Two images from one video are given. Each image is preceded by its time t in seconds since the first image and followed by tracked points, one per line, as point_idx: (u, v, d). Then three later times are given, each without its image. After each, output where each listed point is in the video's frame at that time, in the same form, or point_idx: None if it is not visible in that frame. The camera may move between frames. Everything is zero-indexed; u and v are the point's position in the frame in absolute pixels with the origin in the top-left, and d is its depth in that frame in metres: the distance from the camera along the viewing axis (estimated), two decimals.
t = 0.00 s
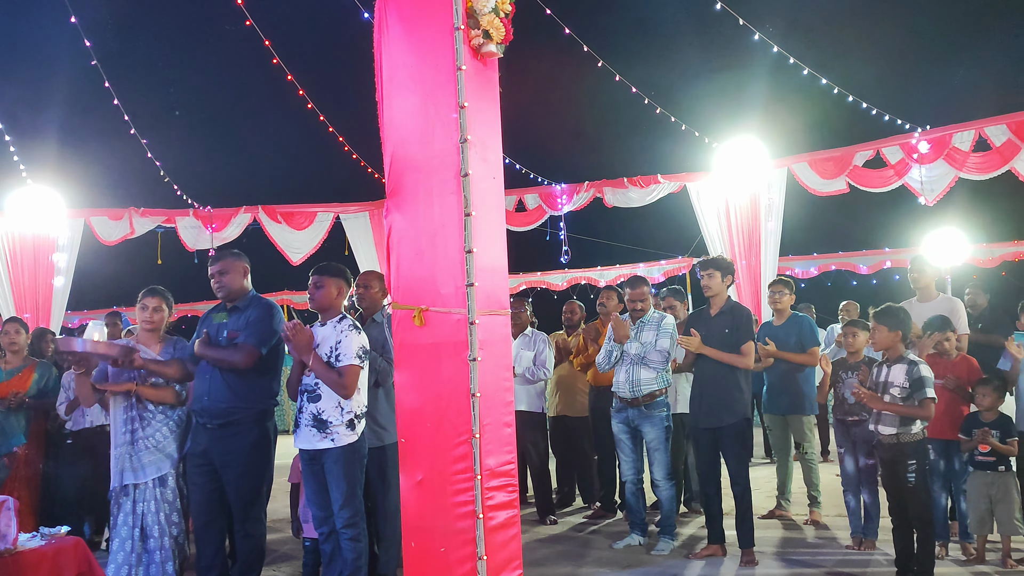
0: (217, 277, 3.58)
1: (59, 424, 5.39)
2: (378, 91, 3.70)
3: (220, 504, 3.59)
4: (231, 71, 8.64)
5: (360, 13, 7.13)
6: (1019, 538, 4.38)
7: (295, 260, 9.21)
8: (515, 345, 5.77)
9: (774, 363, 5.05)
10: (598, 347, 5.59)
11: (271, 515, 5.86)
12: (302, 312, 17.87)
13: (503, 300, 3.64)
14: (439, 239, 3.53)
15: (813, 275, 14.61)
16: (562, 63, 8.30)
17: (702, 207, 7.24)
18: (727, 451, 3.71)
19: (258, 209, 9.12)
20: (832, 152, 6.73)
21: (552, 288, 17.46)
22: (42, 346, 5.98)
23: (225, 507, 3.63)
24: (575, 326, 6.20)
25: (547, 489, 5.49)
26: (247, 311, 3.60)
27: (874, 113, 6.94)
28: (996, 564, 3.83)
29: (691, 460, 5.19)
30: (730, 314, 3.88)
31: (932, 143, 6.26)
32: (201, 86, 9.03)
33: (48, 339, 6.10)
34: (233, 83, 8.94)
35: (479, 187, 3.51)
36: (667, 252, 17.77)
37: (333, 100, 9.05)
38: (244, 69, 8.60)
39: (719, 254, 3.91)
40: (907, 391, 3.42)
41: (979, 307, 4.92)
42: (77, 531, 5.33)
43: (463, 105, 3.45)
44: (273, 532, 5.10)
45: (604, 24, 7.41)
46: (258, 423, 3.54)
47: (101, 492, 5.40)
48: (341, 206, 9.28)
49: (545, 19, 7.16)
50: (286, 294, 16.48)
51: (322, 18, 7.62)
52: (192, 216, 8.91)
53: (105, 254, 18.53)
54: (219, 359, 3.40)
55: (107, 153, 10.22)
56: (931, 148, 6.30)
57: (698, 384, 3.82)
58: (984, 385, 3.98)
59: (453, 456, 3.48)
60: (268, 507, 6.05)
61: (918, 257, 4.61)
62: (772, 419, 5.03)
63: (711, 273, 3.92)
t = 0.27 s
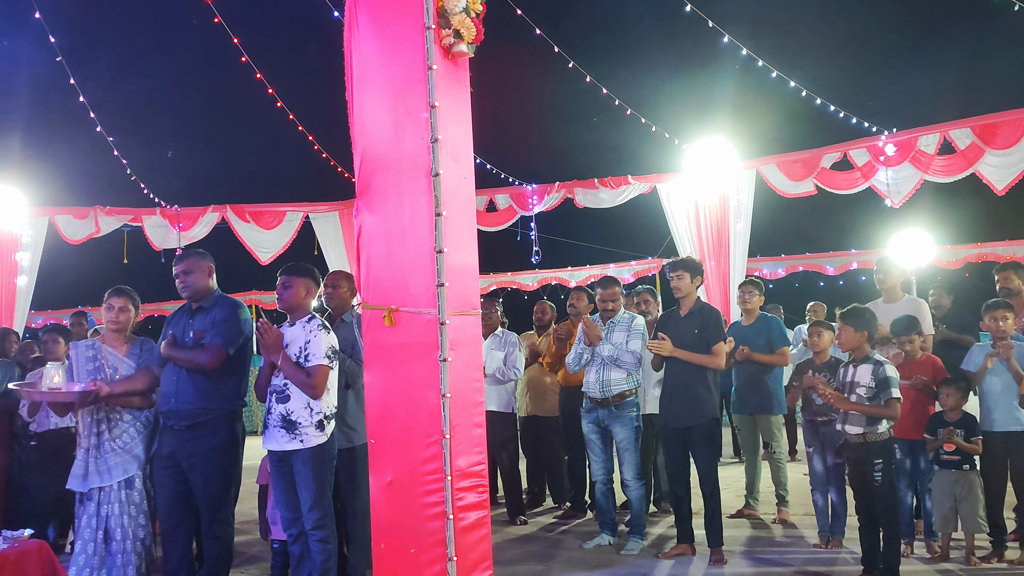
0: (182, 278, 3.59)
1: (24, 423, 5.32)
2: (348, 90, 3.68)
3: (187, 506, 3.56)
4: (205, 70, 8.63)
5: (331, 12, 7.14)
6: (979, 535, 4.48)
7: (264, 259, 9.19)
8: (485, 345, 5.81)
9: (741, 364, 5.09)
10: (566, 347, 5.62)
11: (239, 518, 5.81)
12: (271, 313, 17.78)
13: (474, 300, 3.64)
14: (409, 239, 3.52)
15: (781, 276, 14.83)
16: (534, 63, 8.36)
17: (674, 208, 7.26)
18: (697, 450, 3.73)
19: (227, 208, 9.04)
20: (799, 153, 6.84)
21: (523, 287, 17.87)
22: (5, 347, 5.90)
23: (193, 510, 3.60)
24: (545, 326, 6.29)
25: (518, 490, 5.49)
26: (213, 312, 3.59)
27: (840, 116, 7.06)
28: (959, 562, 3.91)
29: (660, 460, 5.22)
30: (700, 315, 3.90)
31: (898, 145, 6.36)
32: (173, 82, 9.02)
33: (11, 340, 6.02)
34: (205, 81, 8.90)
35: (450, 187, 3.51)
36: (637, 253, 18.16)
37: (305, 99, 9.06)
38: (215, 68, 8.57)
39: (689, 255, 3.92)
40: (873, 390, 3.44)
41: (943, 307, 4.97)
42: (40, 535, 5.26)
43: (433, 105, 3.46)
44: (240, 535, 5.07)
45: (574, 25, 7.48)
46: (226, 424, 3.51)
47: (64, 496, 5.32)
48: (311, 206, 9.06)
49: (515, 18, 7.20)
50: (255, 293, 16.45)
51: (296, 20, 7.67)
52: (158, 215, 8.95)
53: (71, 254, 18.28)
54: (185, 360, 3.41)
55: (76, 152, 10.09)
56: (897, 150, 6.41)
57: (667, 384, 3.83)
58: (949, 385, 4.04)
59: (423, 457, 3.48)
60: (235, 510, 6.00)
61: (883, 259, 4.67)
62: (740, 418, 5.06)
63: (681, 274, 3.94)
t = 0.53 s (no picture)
0: (149, 278, 3.57)
1: None
2: (320, 90, 3.65)
3: (157, 509, 3.52)
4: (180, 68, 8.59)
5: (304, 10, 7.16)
6: (946, 533, 4.54)
7: (235, 260, 9.21)
8: (459, 345, 5.82)
9: (714, 364, 5.12)
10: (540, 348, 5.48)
11: (210, 520, 5.77)
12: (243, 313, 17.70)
13: (448, 301, 3.64)
14: (383, 239, 3.52)
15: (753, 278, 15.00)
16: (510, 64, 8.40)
17: (647, 210, 7.28)
18: (670, 451, 3.75)
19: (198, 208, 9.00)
20: (771, 156, 6.88)
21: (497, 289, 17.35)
22: None
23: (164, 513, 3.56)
24: (519, 326, 6.21)
25: (491, 491, 5.49)
26: (183, 312, 3.57)
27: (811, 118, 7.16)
28: (928, 560, 3.96)
29: (632, 460, 5.25)
30: (672, 316, 3.92)
31: (868, 149, 6.47)
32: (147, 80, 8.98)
33: None
34: (180, 79, 8.87)
35: (424, 188, 3.51)
36: (610, 253, 18.35)
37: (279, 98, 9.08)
38: (188, 66, 8.55)
39: (662, 256, 3.94)
40: (843, 391, 3.48)
41: (912, 308, 5.02)
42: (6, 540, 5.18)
43: (407, 105, 3.46)
44: (210, 537, 5.05)
45: (545, 26, 7.55)
46: (197, 426, 3.48)
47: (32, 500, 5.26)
48: (282, 206, 8.93)
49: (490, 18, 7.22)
50: (226, 293, 16.34)
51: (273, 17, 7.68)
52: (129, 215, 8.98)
53: (38, 254, 18.05)
54: (156, 361, 3.38)
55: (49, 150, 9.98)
56: (867, 153, 6.50)
57: (640, 385, 3.84)
58: (917, 385, 4.08)
59: (396, 458, 3.47)
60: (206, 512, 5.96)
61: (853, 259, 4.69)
62: (712, 418, 5.09)
63: (654, 274, 3.96)
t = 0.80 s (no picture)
0: (126, 278, 3.54)
1: None
2: (297, 87, 3.57)
3: (131, 511, 3.49)
4: (158, 66, 8.53)
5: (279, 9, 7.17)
6: (918, 533, 4.60)
7: (211, 259, 9.20)
8: (437, 347, 5.80)
9: (690, 365, 5.14)
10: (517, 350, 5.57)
11: (184, 522, 5.75)
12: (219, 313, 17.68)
13: (425, 301, 3.66)
14: (360, 239, 3.51)
15: (728, 279, 15.16)
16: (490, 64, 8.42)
17: (623, 211, 7.37)
18: (647, 451, 3.76)
19: (173, 208, 8.98)
20: (746, 158, 6.95)
21: (474, 289, 16.88)
22: None
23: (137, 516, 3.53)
24: (496, 328, 6.24)
25: (467, 492, 5.49)
26: (158, 312, 3.54)
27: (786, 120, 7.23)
28: (901, 560, 3.99)
29: (609, 461, 5.24)
30: (650, 317, 3.93)
31: (842, 151, 6.56)
32: (123, 79, 8.95)
33: None
34: (155, 78, 8.84)
35: (402, 187, 3.54)
36: (586, 254, 18.53)
37: (255, 97, 9.10)
38: (164, 66, 8.53)
39: (639, 258, 3.96)
40: (817, 391, 3.50)
41: (886, 310, 5.00)
42: None
43: (385, 105, 3.49)
44: (184, 540, 5.03)
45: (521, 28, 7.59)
46: (172, 427, 3.46)
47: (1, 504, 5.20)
48: (259, 206, 8.93)
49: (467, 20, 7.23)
50: (201, 294, 16.25)
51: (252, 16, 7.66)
52: (101, 214, 8.94)
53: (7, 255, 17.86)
54: (129, 360, 3.31)
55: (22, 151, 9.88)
56: (840, 156, 6.60)
57: (617, 387, 3.85)
58: (889, 386, 4.12)
59: (373, 459, 3.47)
60: (180, 514, 5.94)
61: (827, 262, 4.71)
62: (688, 419, 5.11)
63: (631, 276, 3.97)
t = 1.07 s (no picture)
0: (103, 279, 3.51)
1: None
2: (277, 87, 3.59)
3: (107, 514, 3.46)
4: (138, 66, 8.49)
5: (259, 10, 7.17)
6: (893, 532, 4.65)
7: (188, 259, 9.38)
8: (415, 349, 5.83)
9: (669, 366, 5.16)
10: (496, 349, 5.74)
11: (161, 524, 5.74)
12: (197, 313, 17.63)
13: (405, 303, 3.63)
14: (339, 240, 3.49)
15: (706, 280, 15.34)
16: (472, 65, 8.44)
17: (602, 212, 7.35)
18: (626, 452, 3.77)
19: (149, 208, 9.13)
20: (726, 160, 7.04)
21: (452, 290, 17.50)
22: None
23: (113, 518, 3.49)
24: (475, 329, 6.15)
25: (446, 494, 5.49)
26: (135, 313, 3.52)
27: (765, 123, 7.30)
28: (877, 560, 4.02)
29: (589, 463, 5.26)
30: (628, 318, 3.95)
31: (819, 154, 6.73)
32: (103, 79, 8.91)
33: None
34: (135, 79, 8.80)
35: (381, 188, 3.49)
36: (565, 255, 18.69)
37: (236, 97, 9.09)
38: (143, 66, 8.49)
39: (617, 259, 3.99)
40: (794, 392, 3.52)
41: (862, 312, 5.11)
42: None
43: (364, 105, 3.43)
44: (162, 542, 5.02)
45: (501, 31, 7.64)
46: (149, 428, 3.43)
47: None
48: (236, 206, 9.19)
49: (447, 22, 7.25)
50: (179, 295, 16.15)
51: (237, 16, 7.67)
52: (77, 214, 9.04)
53: None
54: (104, 360, 3.28)
55: None
56: (818, 159, 6.77)
57: (598, 388, 3.85)
58: (864, 387, 4.15)
59: (352, 461, 3.45)
60: (157, 516, 5.92)
61: (806, 263, 4.76)
62: (668, 420, 5.13)
63: (610, 277, 3.99)
